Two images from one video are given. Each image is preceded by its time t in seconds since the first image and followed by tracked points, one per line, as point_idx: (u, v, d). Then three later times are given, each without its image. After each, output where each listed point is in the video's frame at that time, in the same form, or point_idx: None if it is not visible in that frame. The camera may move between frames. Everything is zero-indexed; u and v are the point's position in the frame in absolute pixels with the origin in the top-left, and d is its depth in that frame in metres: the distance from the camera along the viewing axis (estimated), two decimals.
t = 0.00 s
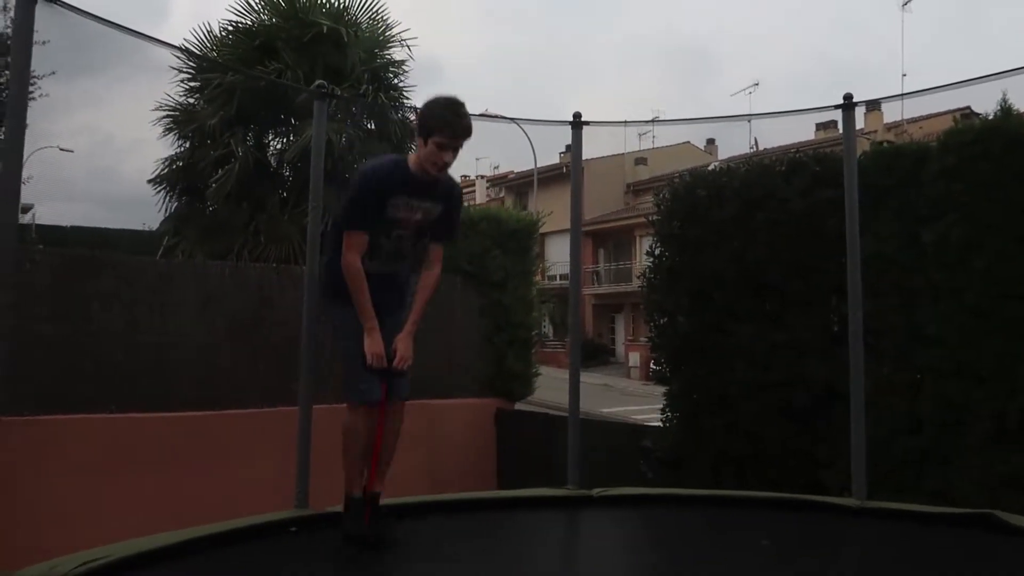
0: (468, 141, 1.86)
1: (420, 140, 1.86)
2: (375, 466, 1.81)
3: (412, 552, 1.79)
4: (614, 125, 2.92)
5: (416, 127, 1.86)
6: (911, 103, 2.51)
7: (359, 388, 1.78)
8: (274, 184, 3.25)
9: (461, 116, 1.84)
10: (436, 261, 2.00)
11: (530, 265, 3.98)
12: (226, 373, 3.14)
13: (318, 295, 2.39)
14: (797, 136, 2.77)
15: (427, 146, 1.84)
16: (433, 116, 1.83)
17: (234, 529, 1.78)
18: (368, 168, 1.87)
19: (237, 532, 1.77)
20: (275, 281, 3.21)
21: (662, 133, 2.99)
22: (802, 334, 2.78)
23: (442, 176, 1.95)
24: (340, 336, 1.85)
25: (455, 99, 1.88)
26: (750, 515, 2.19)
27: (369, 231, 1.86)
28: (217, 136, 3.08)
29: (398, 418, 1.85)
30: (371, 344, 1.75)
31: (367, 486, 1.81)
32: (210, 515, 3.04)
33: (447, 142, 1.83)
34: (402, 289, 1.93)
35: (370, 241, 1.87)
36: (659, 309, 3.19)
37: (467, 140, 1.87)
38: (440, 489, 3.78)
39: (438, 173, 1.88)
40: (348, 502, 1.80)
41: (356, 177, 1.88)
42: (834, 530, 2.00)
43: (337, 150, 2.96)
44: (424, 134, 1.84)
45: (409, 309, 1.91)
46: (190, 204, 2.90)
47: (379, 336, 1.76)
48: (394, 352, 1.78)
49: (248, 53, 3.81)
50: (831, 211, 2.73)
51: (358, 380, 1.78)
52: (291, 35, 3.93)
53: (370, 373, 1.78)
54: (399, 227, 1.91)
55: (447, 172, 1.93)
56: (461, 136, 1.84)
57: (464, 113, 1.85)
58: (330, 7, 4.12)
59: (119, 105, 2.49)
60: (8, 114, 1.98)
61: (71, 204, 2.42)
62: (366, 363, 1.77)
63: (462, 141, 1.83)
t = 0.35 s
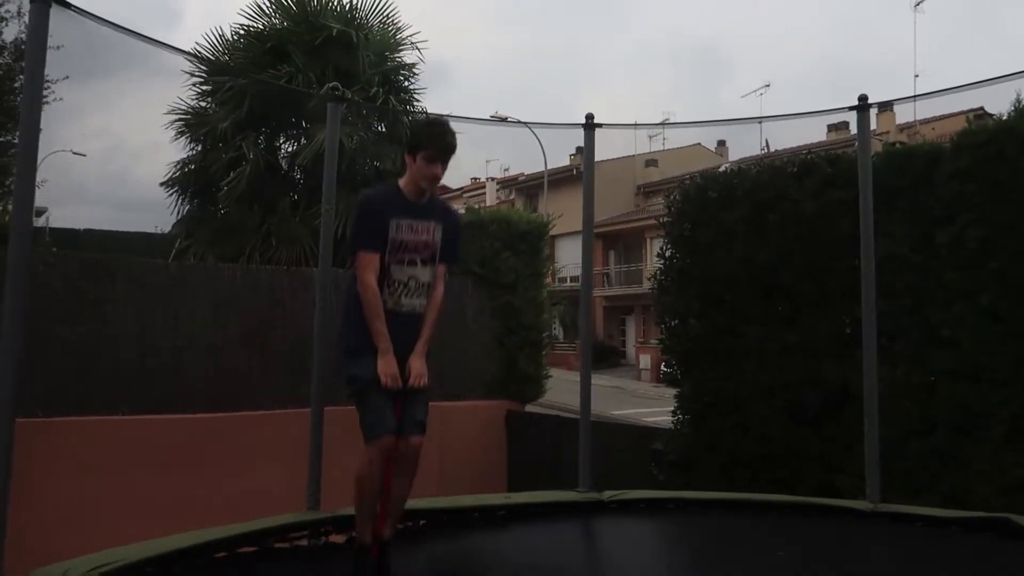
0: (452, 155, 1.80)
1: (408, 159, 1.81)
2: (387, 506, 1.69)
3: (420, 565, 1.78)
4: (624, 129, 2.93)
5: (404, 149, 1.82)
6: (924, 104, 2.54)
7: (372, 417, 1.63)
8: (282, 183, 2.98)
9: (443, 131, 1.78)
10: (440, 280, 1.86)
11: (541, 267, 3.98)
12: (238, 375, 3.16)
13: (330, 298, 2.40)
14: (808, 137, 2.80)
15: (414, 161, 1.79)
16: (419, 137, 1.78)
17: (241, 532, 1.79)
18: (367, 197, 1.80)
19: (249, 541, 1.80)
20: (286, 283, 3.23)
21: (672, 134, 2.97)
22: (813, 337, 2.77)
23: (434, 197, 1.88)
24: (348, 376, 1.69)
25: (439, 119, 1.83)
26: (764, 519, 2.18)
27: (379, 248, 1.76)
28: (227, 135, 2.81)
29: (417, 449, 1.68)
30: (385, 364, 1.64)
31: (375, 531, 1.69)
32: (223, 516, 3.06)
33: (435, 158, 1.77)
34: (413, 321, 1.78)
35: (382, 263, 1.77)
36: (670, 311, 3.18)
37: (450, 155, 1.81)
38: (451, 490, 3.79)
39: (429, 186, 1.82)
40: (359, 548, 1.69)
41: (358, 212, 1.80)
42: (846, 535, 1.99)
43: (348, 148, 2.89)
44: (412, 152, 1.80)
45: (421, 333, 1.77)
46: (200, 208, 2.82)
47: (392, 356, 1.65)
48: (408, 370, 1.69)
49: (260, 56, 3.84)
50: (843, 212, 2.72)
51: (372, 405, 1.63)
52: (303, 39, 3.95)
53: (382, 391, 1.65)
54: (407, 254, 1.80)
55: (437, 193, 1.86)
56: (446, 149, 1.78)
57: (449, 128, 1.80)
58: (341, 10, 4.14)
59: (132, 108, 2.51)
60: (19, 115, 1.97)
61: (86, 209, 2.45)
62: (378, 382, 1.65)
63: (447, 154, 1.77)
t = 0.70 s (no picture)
0: (491, 56, 1.99)
1: (444, 54, 2.00)
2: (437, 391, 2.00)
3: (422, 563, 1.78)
4: (626, 127, 2.92)
5: (442, 43, 1.99)
6: (927, 100, 2.40)
7: (410, 307, 1.97)
8: (284, 182, 2.87)
9: (484, 31, 1.95)
10: (463, 174, 2.19)
11: (542, 266, 3.98)
12: (240, 374, 3.16)
13: (330, 297, 2.39)
14: (813, 136, 2.70)
15: (450, 60, 1.98)
16: (460, 33, 1.95)
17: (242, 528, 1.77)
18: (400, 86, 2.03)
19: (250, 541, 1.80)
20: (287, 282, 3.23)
21: (674, 132, 2.96)
22: (815, 335, 2.77)
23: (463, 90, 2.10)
24: (379, 258, 2.02)
25: (476, 12, 1.98)
26: (765, 518, 2.18)
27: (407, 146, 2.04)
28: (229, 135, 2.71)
29: (450, 332, 2.05)
30: (418, 261, 1.97)
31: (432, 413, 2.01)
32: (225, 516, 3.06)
33: (473, 57, 1.96)
34: (435, 209, 2.15)
35: (410, 160, 2.07)
36: (672, 310, 3.18)
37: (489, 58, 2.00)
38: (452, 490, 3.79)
39: (462, 85, 2.03)
40: (416, 430, 1.98)
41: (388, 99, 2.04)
42: (847, 532, 1.99)
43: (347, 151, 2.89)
44: (450, 48, 1.97)
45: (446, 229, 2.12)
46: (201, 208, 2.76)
47: (425, 254, 1.98)
48: (439, 266, 2.03)
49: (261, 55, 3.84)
50: (844, 211, 2.72)
51: (409, 297, 1.97)
52: (304, 37, 3.95)
53: (418, 288, 1.98)
54: (434, 147, 2.10)
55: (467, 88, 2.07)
56: (485, 52, 1.97)
57: (486, 25, 1.96)
58: (342, 9, 4.14)
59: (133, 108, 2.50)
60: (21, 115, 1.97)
61: (89, 209, 2.46)
62: (412, 275, 1.98)
63: (485, 56, 1.97)
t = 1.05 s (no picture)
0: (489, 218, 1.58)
1: (441, 226, 1.58)
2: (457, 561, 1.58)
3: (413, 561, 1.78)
4: (617, 125, 2.92)
5: (437, 210, 1.59)
6: (918, 100, 2.49)
7: (435, 488, 1.51)
8: (278, 182, 3.27)
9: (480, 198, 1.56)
10: (478, 340, 1.71)
11: (534, 264, 3.99)
12: (232, 372, 3.14)
13: (321, 295, 2.38)
14: (803, 133, 2.74)
15: (450, 229, 1.56)
16: (457, 201, 1.56)
17: (227, 537, 1.81)
18: (398, 269, 1.55)
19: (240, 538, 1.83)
20: (278, 280, 3.22)
21: (665, 130, 2.97)
22: (806, 332, 2.78)
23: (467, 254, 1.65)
24: (404, 450, 1.55)
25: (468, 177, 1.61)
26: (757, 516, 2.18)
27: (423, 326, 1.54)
28: (223, 138, 3.12)
29: (473, 513, 1.61)
30: (445, 441, 1.51)
31: None
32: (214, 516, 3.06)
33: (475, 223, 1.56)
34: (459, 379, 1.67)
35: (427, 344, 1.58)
36: (664, 307, 3.19)
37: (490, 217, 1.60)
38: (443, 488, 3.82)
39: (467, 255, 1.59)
40: None
41: (391, 282, 1.55)
42: (840, 530, 1.99)
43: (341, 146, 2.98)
44: (445, 218, 1.57)
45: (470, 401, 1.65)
46: (194, 204, 3.03)
47: (451, 431, 1.52)
48: (465, 440, 1.58)
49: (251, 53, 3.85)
50: (836, 208, 2.72)
51: (437, 481, 1.51)
52: (295, 34, 3.94)
53: (445, 467, 1.53)
54: (444, 322, 1.60)
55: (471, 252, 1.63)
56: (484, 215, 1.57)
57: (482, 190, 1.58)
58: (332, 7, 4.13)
59: (126, 109, 2.49)
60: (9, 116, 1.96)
61: (77, 205, 2.43)
62: (440, 458, 1.52)
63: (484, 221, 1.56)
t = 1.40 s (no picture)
0: (463, 60, 1.80)
1: (420, 66, 1.81)
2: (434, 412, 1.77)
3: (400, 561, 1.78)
4: (604, 123, 2.93)
5: (414, 54, 1.81)
6: (903, 98, 2.44)
7: (399, 334, 1.73)
8: (265, 180, 3.24)
9: (455, 36, 1.79)
10: (460, 193, 1.97)
11: (522, 262, 3.99)
12: (218, 372, 3.13)
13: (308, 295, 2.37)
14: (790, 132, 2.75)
15: (426, 69, 1.80)
16: (430, 39, 1.78)
17: (216, 528, 1.77)
18: (380, 108, 1.85)
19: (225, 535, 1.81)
20: (265, 279, 3.22)
21: (652, 129, 2.97)
22: (792, 330, 2.80)
23: (446, 104, 1.94)
24: (375, 287, 1.79)
25: (444, 19, 1.83)
26: (743, 512, 2.20)
27: (395, 162, 1.83)
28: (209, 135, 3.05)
29: (450, 367, 1.83)
30: (413, 278, 1.74)
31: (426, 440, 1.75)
32: (200, 515, 3.04)
33: (448, 61, 1.78)
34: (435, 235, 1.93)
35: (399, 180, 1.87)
36: (650, 305, 3.20)
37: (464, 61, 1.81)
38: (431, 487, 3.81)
39: (441, 95, 1.84)
40: (410, 461, 1.71)
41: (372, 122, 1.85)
42: (824, 526, 2.01)
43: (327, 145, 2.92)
44: (422, 57, 1.79)
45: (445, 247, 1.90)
46: (180, 204, 2.94)
47: (419, 271, 1.75)
48: (436, 283, 1.80)
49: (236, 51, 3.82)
50: (821, 207, 2.74)
51: (405, 319, 1.75)
52: (281, 33, 3.92)
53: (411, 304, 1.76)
54: (423, 166, 1.89)
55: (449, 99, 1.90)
56: (460, 55, 1.79)
57: (457, 31, 1.80)
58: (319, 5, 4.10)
59: (108, 105, 2.48)
60: None
61: (61, 204, 2.41)
62: (408, 296, 1.75)
63: (461, 60, 1.79)
